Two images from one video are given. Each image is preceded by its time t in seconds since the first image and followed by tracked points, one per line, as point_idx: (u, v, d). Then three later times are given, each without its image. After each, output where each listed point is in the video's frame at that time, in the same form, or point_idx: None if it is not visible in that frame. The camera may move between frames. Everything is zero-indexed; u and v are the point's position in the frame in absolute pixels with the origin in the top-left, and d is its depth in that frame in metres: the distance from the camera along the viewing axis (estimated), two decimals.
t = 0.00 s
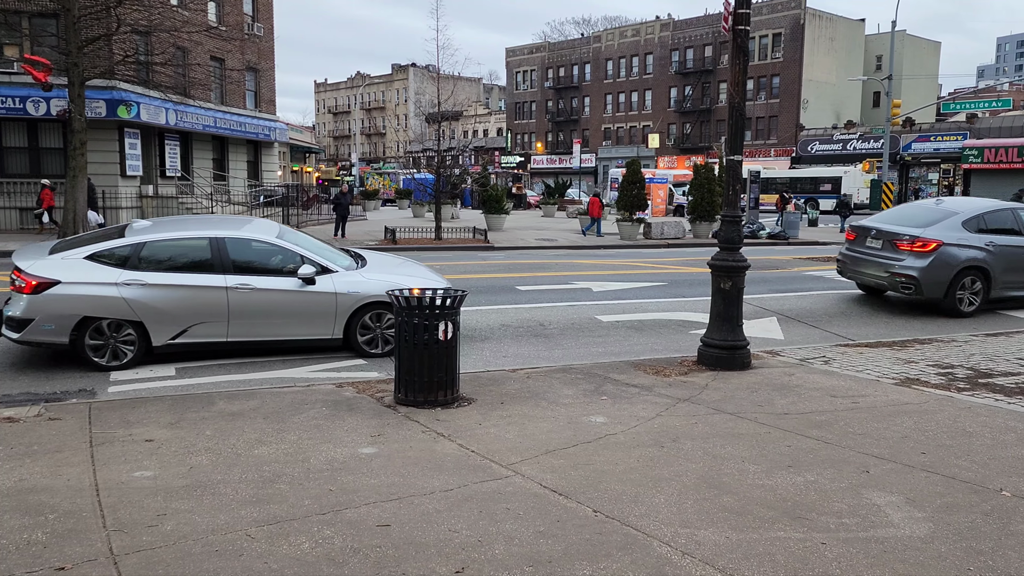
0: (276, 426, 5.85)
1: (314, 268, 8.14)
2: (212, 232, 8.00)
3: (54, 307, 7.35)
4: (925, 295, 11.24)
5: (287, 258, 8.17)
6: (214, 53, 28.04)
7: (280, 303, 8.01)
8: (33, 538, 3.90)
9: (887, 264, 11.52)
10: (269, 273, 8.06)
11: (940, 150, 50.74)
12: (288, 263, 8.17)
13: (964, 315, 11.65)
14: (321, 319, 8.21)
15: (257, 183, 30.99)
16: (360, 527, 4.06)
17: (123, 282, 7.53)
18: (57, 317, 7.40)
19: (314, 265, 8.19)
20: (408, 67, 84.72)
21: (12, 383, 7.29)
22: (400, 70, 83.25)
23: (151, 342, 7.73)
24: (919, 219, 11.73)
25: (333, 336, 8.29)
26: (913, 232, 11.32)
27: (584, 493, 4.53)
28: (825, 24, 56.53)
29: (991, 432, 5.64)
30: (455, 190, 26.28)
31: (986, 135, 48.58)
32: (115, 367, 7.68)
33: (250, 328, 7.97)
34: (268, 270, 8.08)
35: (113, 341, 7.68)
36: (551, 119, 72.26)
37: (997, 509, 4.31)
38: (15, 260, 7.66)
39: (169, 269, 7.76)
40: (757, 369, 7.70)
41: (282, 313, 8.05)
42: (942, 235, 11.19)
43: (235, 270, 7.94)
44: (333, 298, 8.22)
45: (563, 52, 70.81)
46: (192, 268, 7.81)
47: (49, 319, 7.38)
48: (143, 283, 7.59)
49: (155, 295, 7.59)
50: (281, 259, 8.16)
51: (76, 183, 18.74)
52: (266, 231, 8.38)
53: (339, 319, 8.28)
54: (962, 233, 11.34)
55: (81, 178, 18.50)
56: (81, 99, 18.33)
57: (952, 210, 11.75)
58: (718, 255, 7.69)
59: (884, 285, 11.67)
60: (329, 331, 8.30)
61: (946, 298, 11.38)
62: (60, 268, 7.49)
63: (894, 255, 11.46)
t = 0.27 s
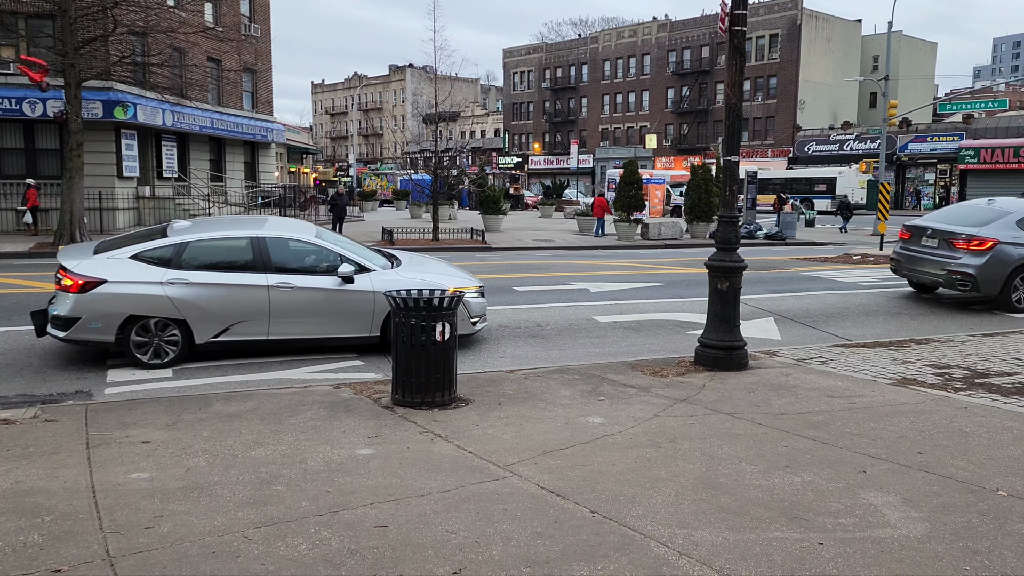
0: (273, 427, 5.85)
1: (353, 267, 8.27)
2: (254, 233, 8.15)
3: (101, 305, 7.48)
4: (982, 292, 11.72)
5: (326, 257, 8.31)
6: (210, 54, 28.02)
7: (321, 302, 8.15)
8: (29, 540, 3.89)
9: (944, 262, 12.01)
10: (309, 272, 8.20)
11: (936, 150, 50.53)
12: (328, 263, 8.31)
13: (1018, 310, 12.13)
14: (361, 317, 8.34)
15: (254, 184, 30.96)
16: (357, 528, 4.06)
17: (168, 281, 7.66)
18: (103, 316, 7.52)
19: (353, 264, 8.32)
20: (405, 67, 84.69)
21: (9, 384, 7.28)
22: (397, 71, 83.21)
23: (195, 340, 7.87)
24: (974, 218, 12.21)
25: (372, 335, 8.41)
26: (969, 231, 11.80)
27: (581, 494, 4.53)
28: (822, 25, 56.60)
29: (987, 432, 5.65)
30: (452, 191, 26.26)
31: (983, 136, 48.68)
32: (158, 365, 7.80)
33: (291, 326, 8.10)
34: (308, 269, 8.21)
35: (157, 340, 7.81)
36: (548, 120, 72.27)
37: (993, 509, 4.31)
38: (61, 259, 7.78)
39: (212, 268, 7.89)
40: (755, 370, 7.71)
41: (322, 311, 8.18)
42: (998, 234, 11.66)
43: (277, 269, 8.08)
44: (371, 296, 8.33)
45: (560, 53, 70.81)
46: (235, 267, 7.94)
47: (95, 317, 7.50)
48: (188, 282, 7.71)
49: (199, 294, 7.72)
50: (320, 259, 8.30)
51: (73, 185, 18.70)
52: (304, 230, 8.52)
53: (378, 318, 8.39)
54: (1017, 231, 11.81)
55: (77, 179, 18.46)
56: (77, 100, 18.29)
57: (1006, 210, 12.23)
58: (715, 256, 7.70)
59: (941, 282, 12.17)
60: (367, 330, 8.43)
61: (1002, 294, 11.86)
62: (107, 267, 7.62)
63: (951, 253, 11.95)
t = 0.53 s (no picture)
0: (271, 427, 5.85)
1: (395, 265, 8.45)
2: (297, 232, 8.30)
3: (152, 303, 7.63)
4: None
5: (368, 255, 8.46)
6: (208, 54, 28.00)
7: (363, 298, 8.30)
8: (26, 540, 3.88)
9: (1004, 260, 12.48)
10: (352, 269, 8.36)
11: (933, 149, 50.09)
12: (370, 260, 8.47)
13: None
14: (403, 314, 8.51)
15: (252, 184, 30.94)
16: (355, 528, 4.05)
17: (215, 280, 7.81)
18: (153, 314, 7.67)
19: (394, 261, 8.46)
20: (403, 67, 84.65)
21: (6, 385, 7.27)
22: (395, 71, 83.18)
23: (241, 337, 8.02)
24: None
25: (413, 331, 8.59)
26: None
27: (579, 494, 4.53)
28: (820, 24, 56.63)
29: (985, 431, 5.65)
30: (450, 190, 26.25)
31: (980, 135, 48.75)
32: (204, 362, 7.95)
33: (334, 323, 8.26)
34: (351, 267, 8.37)
35: (204, 337, 7.96)
36: (546, 120, 72.28)
37: (991, 507, 4.32)
38: (109, 259, 7.92)
39: (257, 267, 8.05)
40: (752, 369, 7.71)
41: (365, 308, 8.34)
42: None
43: (321, 267, 8.24)
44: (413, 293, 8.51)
45: (558, 52, 70.80)
46: (279, 265, 8.10)
47: (145, 315, 7.65)
48: (235, 280, 7.88)
49: (246, 292, 7.89)
50: (362, 256, 8.46)
51: (70, 185, 18.68)
52: (345, 229, 8.68)
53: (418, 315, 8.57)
54: None
55: (75, 179, 18.45)
56: (74, 100, 18.27)
57: None
58: (713, 255, 7.69)
59: (1001, 279, 12.64)
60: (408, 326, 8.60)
61: None
62: (156, 266, 7.77)
63: (1010, 251, 12.41)
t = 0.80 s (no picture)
0: (270, 426, 5.84)
1: (440, 262, 8.68)
2: (344, 231, 8.50)
3: (206, 301, 7.79)
4: None
5: (412, 253, 8.69)
6: (206, 53, 27.98)
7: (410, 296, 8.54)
8: (24, 540, 3.88)
9: None
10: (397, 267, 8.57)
11: (931, 148, 49.88)
12: (415, 258, 8.69)
13: None
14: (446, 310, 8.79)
15: (250, 183, 30.91)
16: (353, 527, 4.05)
17: (267, 278, 8.01)
18: (207, 312, 7.82)
19: (439, 258, 8.70)
20: (401, 67, 84.60)
21: (4, 385, 7.25)
22: (393, 70, 83.11)
23: (291, 334, 8.21)
24: None
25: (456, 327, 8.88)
26: None
27: (578, 492, 4.53)
28: (818, 23, 56.65)
29: (983, 429, 5.66)
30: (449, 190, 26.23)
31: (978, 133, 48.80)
32: (255, 359, 8.11)
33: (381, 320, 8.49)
34: (397, 265, 8.58)
35: (255, 334, 8.13)
36: (545, 119, 72.28)
37: (989, 505, 4.33)
38: (162, 258, 8.05)
39: (307, 265, 8.24)
40: (750, 368, 7.71)
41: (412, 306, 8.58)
42: None
43: (368, 265, 8.44)
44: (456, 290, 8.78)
45: (556, 51, 70.79)
46: (328, 264, 8.30)
47: (199, 312, 7.79)
48: (287, 278, 8.08)
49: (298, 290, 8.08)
50: (407, 254, 8.67)
51: (69, 184, 18.65)
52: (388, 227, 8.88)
53: (462, 311, 8.85)
54: None
55: (73, 179, 18.43)
56: (72, 99, 18.24)
57: None
58: (711, 254, 7.69)
59: None
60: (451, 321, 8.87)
61: None
62: (210, 264, 7.92)
63: None
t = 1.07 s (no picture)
0: (267, 426, 5.84)
1: (490, 260, 8.84)
2: (398, 229, 8.65)
3: (267, 299, 7.94)
4: None
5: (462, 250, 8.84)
6: (202, 52, 27.94)
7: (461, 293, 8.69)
8: (20, 540, 3.87)
9: None
10: (449, 264, 8.73)
11: (927, 147, 50.00)
12: (466, 256, 8.85)
13: None
14: (495, 307, 8.95)
15: (247, 182, 30.88)
16: (350, 526, 4.05)
17: (324, 275, 8.15)
18: (267, 309, 7.98)
19: (489, 256, 8.87)
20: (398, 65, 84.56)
21: None
22: (390, 69, 83.11)
23: (347, 331, 8.36)
24: None
25: (505, 323, 9.02)
26: None
27: (576, 491, 4.54)
28: (814, 22, 56.70)
29: (978, 427, 5.67)
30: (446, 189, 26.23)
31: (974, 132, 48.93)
32: (312, 355, 8.25)
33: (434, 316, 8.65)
34: (448, 262, 8.74)
35: (313, 330, 8.26)
36: (541, 118, 72.29)
37: (984, 503, 4.34)
38: (221, 257, 8.23)
39: (363, 262, 8.38)
40: (747, 367, 7.71)
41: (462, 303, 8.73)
42: None
43: (421, 263, 8.60)
44: (505, 287, 8.95)
45: (553, 50, 70.80)
46: (382, 261, 8.44)
47: (260, 310, 7.96)
48: (344, 276, 8.23)
49: (354, 287, 8.23)
50: (458, 252, 8.83)
51: (64, 183, 18.61)
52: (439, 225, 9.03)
53: (511, 308, 9.01)
54: None
55: (68, 178, 18.39)
56: (68, 98, 18.21)
57: None
58: (708, 253, 7.70)
59: None
60: (501, 318, 9.02)
61: None
62: (269, 263, 8.08)
63: None
